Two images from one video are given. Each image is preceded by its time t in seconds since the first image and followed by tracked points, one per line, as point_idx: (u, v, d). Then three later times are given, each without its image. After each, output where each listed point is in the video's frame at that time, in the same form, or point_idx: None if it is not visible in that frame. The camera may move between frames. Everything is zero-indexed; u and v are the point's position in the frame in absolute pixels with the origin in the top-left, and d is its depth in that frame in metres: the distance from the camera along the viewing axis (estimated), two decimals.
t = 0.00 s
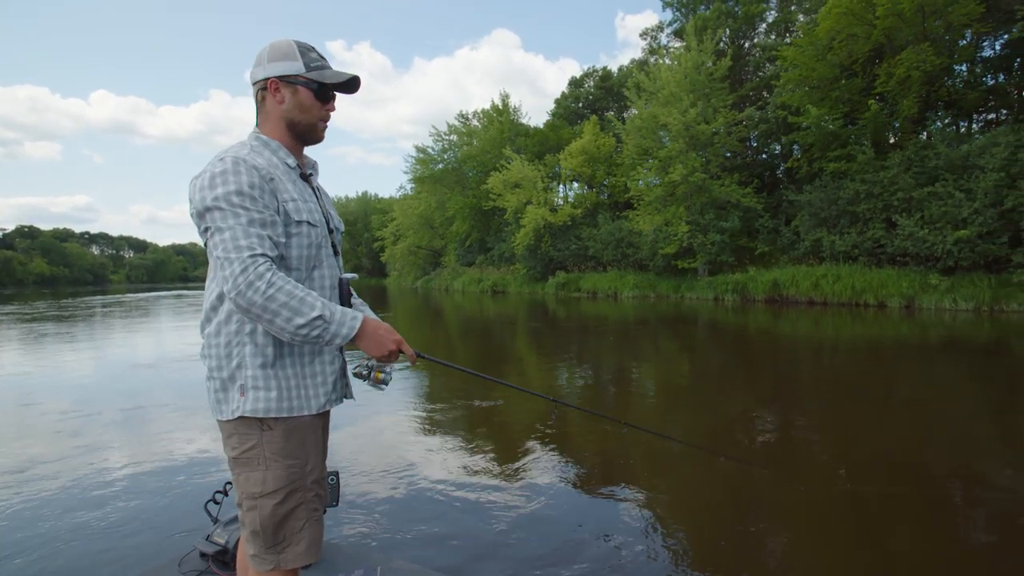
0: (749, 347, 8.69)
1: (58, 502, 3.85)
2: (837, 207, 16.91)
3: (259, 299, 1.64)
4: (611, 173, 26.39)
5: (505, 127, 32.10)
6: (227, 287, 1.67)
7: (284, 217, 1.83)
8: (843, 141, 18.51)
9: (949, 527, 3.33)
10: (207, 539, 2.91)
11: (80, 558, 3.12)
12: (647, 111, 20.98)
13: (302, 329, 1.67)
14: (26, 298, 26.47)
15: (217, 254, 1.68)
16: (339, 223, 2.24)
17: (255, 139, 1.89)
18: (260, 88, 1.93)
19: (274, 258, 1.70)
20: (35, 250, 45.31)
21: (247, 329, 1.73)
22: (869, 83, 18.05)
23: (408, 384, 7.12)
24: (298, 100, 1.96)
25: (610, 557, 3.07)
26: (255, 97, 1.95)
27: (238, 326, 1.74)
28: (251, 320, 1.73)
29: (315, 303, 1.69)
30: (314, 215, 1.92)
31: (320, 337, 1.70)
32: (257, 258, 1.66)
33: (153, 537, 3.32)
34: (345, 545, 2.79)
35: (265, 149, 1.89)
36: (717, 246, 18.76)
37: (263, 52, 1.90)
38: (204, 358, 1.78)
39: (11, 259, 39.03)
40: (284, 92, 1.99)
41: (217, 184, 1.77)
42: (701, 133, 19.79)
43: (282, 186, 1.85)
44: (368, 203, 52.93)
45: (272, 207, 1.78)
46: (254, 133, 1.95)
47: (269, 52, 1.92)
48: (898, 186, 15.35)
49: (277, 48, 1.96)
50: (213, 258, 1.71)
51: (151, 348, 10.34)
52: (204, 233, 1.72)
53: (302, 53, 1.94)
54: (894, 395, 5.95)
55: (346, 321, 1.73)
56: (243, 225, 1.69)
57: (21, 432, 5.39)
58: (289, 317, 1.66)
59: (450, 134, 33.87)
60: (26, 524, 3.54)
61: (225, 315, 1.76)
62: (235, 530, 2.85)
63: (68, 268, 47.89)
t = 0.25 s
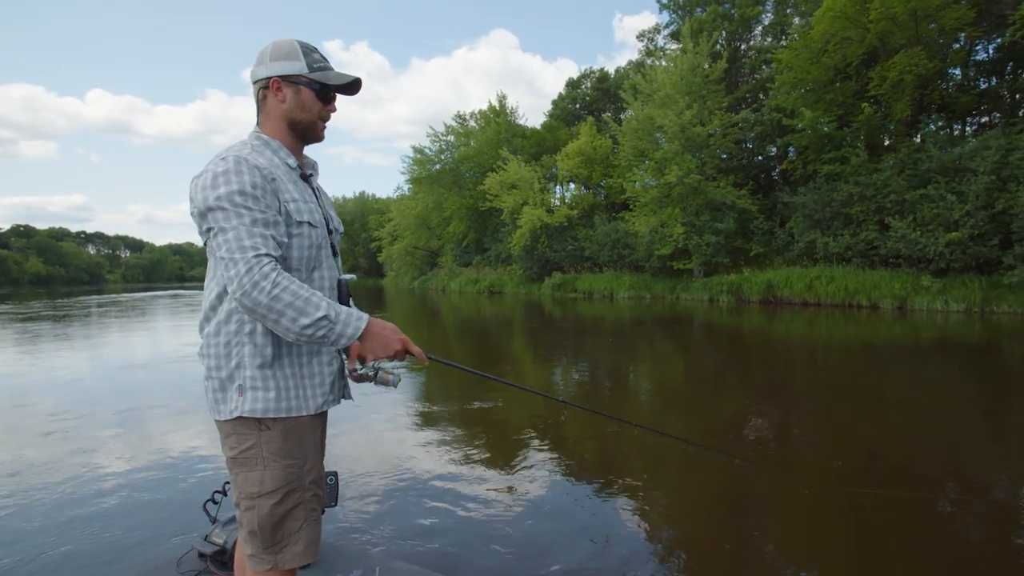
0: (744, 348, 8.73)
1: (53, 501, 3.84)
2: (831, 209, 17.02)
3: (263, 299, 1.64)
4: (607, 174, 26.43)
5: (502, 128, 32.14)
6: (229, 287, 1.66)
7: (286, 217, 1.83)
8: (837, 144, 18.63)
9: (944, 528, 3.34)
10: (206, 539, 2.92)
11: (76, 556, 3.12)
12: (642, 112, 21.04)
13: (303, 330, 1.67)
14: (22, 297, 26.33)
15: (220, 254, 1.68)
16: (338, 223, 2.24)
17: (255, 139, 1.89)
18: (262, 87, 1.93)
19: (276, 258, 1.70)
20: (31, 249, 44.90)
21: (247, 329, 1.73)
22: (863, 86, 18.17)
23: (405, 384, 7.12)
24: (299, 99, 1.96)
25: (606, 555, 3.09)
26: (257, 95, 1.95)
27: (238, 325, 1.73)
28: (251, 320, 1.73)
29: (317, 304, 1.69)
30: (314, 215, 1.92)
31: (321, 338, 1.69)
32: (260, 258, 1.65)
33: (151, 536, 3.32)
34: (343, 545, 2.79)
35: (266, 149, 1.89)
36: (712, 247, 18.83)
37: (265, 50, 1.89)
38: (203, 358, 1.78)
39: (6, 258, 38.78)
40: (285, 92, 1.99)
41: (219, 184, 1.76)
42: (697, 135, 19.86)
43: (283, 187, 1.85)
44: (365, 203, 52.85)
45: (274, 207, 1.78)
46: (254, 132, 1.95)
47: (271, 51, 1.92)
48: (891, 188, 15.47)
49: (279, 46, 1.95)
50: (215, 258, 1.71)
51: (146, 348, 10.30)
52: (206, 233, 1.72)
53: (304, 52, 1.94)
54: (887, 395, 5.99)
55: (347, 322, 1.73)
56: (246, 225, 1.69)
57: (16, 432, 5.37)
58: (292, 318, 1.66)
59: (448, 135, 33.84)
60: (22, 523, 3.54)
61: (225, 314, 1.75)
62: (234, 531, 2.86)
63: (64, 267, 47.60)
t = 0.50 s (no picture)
0: (738, 348, 8.77)
1: (48, 502, 3.83)
2: (824, 210, 17.12)
3: (265, 298, 1.65)
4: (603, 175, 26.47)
5: (498, 129, 32.21)
6: (230, 286, 1.67)
7: (286, 218, 1.83)
8: (831, 145, 18.74)
9: (936, 527, 3.35)
10: (205, 540, 2.94)
11: (73, 556, 3.13)
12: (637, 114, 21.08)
13: (304, 331, 1.67)
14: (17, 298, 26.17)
15: (221, 253, 1.68)
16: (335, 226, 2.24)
17: (255, 139, 1.89)
18: (262, 88, 1.93)
19: (277, 258, 1.71)
20: (26, 250, 44.55)
21: (247, 328, 1.73)
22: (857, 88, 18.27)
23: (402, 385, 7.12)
24: (298, 101, 1.97)
25: (601, 553, 3.11)
26: (257, 96, 1.95)
27: (237, 325, 1.73)
28: (250, 319, 1.73)
29: (317, 304, 1.69)
30: (313, 217, 1.92)
31: (321, 339, 1.70)
32: (261, 258, 1.66)
33: (147, 535, 3.32)
34: (342, 546, 2.80)
35: (266, 150, 1.89)
36: (708, 248, 18.90)
37: (265, 53, 1.90)
38: (200, 357, 1.77)
39: None
40: (285, 93, 1.99)
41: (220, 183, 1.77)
42: (692, 136, 19.89)
43: (283, 188, 1.85)
44: (362, 203, 52.74)
45: (274, 207, 1.78)
46: (254, 133, 1.95)
47: (272, 53, 1.92)
48: (884, 190, 15.60)
49: (278, 48, 1.96)
50: (216, 257, 1.71)
51: (141, 349, 10.25)
52: (207, 232, 1.72)
53: (304, 55, 1.94)
54: (879, 394, 6.04)
55: (347, 323, 1.73)
56: (248, 225, 1.70)
57: (11, 433, 5.35)
58: (293, 318, 1.66)
59: (444, 136, 33.72)
60: (18, 524, 3.53)
61: (224, 313, 1.75)
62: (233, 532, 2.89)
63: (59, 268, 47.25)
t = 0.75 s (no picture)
0: (733, 347, 8.79)
1: (45, 504, 3.82)
2: (818, 210, 17.22)
3: (263, 294, 1.64)
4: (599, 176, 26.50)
5: (494, 129, 32.21)
6: (227, 282, 1.66)
7: (280, 218, 1.83)
8: (825, 145, 18.84)
9: (930, 526, 3.35)
10: (206, 541, 2.95)
11: (70, 557, 3.13)
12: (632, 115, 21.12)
13: (300, 327, 1.66)
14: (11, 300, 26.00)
15: (217, 251, 1.68)
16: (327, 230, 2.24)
17: (250, 142, 1.89)
18: (257, 94, 1.93)
19: (275, 255, 1.71)
20: (22, 251, 44.33)
21: (241, 325, 1.73)
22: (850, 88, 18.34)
23: (398, 385, 7.13)
24: (293, 107, 1.97)
25: (598, 552, 3.12)
26: (252, 103, 1.96)
27: (232, 322, 1.73)
28: (245, 316, 1.73)
29: (315, 301, 1.69)
30: (307, 217, 1.92)
31: (318, 336, 1.69)
32: (259, 254, 1.66)
33: (146, 537, 3.32)
34: (342, 548, 2.81)
35: (260, 153, 1.90)
36: (703, 248, 18.96)
37: (261, 60, 1.90)
38: (194, 355, 1.77)
39: None
40: (279, 99, 2.00)
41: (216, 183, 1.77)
42: (687, 137, 19.94)
43: (278, 189, 1.85)
44: (358, 204, 52.60)
45: (269, 206, 1.78)
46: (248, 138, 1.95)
47: (268, 60, 1.93)
48: (876, 190, 15.71)
49: (274, 56, 1.97)
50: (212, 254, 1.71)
51: (137, 350, 10.21)
52: (202, 230, 1.72)
53: (299, 63, 1.95)
54: (873, 393, 6.07)
55: (343, 321, 1.73)
56: (245, 222, 1.70)
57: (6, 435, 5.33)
58: (289, 314, 1.65)
59: (441, 137, 33.62)
60: (15, 526, 3.53)
61: (219, 310, 1.74)
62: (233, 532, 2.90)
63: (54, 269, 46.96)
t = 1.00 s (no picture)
0: (728, 348, 8.82)
1: (41, 504, 3.81)
2: (811, 211, 17.34)
3: (256, 286, 1.65)
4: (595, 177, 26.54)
5: (490, 130, 32.18)
6: (221, 274, 1.67)
7: (275, 214, 1.83)
8: (818, 147, 18.96)
9: (924, 526, 3.37)
10: (205, 541, 2.95)
11: (67, 556, 3.13)
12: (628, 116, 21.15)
13: (291, 321, 1.66)
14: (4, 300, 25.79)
15: (213, 243, 1.68)
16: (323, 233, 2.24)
17: (247, 144, 1.90)
18: (255, 102, 1.93)
19: (269, 249, 1.71)
20: (16, 251, 43.90)
21: (235, 318, 1.73)
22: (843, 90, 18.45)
23: (394, 385, 7.13)
24: (290, 114, 1.98)
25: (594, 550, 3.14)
26: (251, 111, 1.96)
27: (226, 315, 1.74)
28: (239, 309, 1.74)
29: (306, 296, 1.68)
30: (302, 216, 1.93)
31: (307, 331, 1.68)
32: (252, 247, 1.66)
33: (143, 536, 3.32)
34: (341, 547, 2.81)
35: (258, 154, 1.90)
36: (698, 248, 19.05)
37: (260, 68, 1.91)
38: (190, 347, 1.77)
39: None
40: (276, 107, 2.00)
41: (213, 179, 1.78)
42: (682, 138, 20.01)
43: (274, 186, 1.86)
44: (354, 204, 52.49)
45: (264, 202, 1.79)
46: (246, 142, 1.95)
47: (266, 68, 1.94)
48: (868, 191, 15.84)
49: (271, 65, 1.98)
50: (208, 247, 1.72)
51: (132, 350, 10.17)
52: (198, 223, 1.73)
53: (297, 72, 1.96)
54: (866, 393, 6.10)
55: (335, 317, 1.72)
56: (240, 216, 1.70)
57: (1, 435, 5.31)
58: (280, 308, 1.65)
59: (437, 137, 33.58)
60: (11, 526, 3.52)
61: (214, 303, 1.75)
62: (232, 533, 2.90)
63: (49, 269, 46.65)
